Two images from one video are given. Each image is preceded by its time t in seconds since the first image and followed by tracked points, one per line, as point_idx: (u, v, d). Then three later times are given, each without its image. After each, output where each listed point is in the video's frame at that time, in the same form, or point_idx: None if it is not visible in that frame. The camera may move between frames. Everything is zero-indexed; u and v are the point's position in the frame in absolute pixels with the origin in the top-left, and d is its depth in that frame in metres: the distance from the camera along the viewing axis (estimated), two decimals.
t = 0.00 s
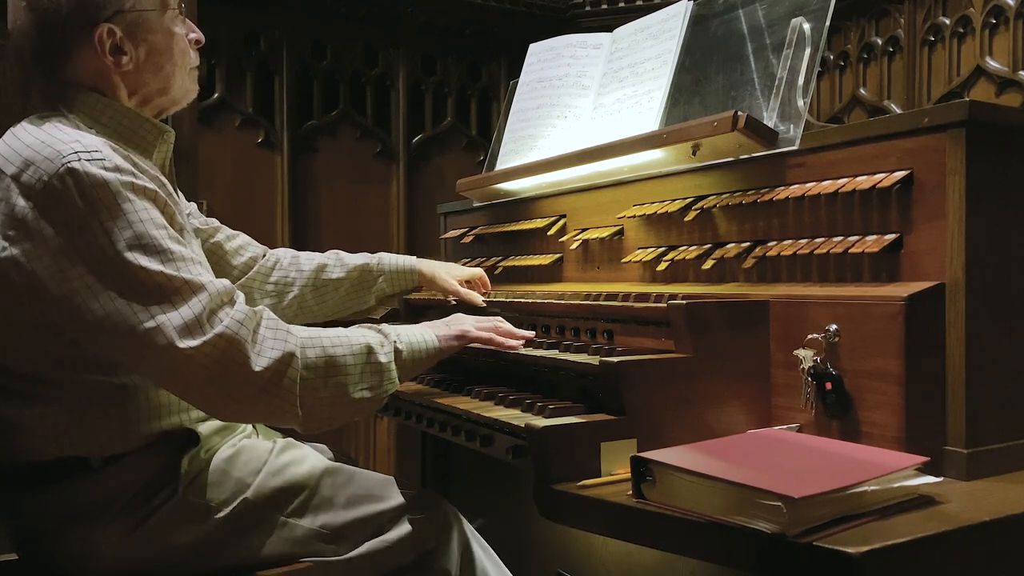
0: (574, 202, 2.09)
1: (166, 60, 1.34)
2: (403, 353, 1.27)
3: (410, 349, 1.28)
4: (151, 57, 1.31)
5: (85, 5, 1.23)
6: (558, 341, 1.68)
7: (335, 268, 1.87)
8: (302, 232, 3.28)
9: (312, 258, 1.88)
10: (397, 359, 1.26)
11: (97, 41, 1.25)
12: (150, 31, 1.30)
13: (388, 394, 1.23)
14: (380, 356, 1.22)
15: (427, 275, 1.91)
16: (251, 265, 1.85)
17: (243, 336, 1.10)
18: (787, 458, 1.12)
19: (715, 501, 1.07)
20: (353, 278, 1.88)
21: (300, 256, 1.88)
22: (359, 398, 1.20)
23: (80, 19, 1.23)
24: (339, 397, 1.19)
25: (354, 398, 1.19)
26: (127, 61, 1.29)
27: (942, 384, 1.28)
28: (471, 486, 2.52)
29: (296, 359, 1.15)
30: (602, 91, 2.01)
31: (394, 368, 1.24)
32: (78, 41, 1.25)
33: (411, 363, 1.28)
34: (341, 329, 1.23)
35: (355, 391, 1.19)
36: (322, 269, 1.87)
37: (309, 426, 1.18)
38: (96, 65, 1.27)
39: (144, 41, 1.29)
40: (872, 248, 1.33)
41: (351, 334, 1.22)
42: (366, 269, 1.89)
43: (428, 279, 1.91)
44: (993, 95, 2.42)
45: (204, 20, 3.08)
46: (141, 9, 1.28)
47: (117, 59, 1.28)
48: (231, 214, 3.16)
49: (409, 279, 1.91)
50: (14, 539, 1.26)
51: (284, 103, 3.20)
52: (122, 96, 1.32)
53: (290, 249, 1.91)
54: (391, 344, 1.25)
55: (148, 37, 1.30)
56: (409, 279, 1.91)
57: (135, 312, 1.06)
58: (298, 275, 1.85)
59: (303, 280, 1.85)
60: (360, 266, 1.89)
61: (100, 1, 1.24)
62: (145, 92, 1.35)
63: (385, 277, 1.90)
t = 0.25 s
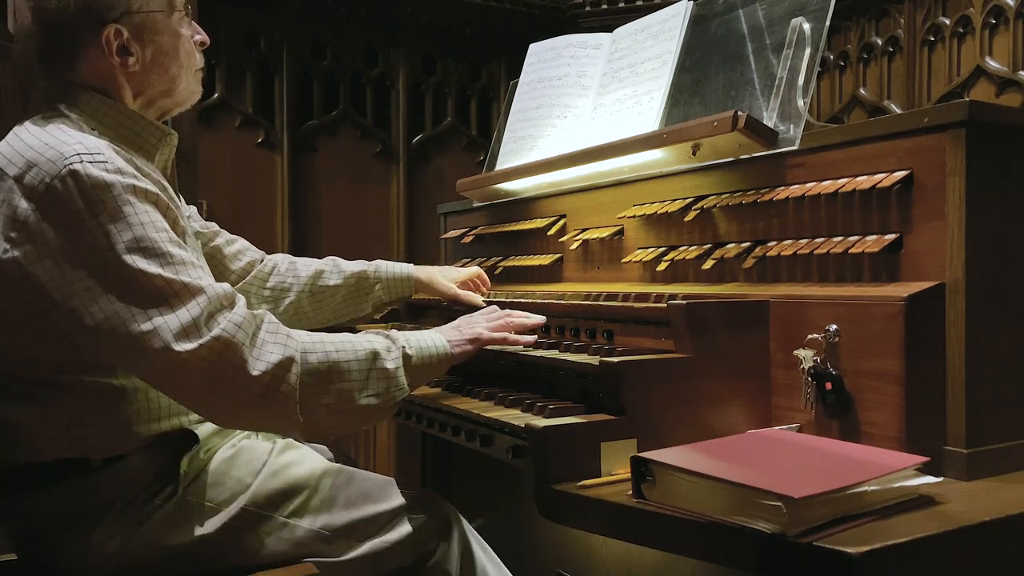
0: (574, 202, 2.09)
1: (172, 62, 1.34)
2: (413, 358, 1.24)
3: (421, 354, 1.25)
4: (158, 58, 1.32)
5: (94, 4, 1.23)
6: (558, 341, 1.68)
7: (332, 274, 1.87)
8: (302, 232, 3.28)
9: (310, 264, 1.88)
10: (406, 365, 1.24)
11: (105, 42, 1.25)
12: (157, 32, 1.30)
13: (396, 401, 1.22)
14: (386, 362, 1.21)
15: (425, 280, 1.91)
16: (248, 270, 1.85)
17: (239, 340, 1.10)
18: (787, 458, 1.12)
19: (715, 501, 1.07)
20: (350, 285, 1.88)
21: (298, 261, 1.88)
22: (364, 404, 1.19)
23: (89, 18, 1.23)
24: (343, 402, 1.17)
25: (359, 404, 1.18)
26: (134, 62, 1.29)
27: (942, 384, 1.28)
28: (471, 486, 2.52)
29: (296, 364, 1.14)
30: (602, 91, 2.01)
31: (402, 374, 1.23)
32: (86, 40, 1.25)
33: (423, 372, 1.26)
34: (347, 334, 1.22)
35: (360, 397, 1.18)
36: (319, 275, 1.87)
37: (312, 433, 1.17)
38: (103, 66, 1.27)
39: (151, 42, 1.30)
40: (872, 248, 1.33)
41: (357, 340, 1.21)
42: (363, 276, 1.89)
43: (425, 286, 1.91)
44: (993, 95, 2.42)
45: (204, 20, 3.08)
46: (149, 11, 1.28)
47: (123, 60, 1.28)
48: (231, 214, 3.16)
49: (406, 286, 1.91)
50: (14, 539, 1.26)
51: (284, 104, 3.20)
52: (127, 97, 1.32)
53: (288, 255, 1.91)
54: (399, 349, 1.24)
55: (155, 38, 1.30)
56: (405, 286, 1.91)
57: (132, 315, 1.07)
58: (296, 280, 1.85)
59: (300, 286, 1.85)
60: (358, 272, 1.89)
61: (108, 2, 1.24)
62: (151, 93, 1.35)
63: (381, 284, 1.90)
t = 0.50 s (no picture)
0: (574, 202, 2.09)
1: (172, 62, 1.34)
2: (409, 361, 1.24)
3: (418, 358, 1.25)
4: (158, 59, 1.32)
5: (94, 4, 1.22)
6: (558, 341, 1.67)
7: (332, 276, 1.88)
8: (302, 232, 3.28)
9: (310, 266, 1.88)
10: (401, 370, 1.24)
11: (105, 43, 1.25)
12: (157, 33, 1.30)
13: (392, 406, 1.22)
14: (382, 367, 1.22)
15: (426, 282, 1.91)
16: (249, 271, 1.85)
17: (230, 345, 1.09)
18: (787, 458, 1.12)
19: (714, 501, 1.07)
20: (350, 286, 1.88)
21: (298, 263, 1.89)
22: (359, 409, 1.19)
23: (88, 19, 1.23)
24: (336, 408, 1.17)
25: (353, 410, 1.18)
26: (135, 63, 1.29)
27: (942, 383, 1.28)
28: (471, 485, 2.52)
29: (286, 369, 1.14)
30: (602, 92, 2.01)
31: (398, 378, 1.23)
32: (86, 41, 1.24)
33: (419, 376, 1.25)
34: (342, 339, 1.23)
35: (355, 402, 1.19)
36: (319, 276, 1.87)
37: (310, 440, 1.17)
38: (103, 67, 1.27)
39: (151, 43, 1.29)
40: (872, 248, 1.33)
41: (352, 345, 1.21)
42: (363, 278, 1.90)
43: (425, 287, 1.91)
44: (993, 95, 2.42)
45: (204, 20, 3.08)
46: (149, 11, 1.28)
47: (124, 60, 1.28)
48: (231, 213, 3.16)
49: (405, 288, 1.91)
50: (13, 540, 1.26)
51: (283, 103, 3.20)
52: (126, 96, 1.32)
53: (288, 257, 1.91)
54: (394, 352, 1.24)
55: (156, 38, 1.30)
56: (405, 288, 1.91)
57: (122, 318, 1.06)
58: (296, 281, 1.86)
59: (301, 287, 1.85)
60: (358, 274, 1.89)
61: (109, 2, 1.23)
62: (151, 93, 1.35)
63: (381, 285, 1.90)
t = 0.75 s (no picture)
0: (574, 202, 2.09)
1: (180, 64, 1.35)
2: (417, 357, 1.22)
3: (425, 353, 1.23)
4: (166, 60, 1.32)
5: (104, 7, 1.22)
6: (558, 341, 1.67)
7: (338, 277, 1.87)
8: (302, 232, 3.28)
9: (316, 267, 1.88)
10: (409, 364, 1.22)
11: (115, 43, 1.25)
12: (167, 35, 1.31)
13: (399, 400, 1.21)
14: (388, 361, 1.20)
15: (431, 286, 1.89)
16: (255, 270, 1.85)
17: (235, 334, 1.08)
18: (787, 458, 1.12)
19: (714, 501, 1.07)
20: (356, 287, 1.87)
21: (305, 263, 1.88)
22: (367, 403, 1.18)
23: (100, 20, 1.23)
24: (344, 402, 1.16)
25: (360, 403, 1.17)
26: (143, 65, 1.30)
27: (942, 384, 1.28)
28: (471, 485, 2.52)
29: (292, 360, 1.13)
30: (602, 92, 2.01)
31: (405, 372, 1.21)
32: (96, 43, 1.25)
33: (427, 371, 1.23)
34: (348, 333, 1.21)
35: (362, 396, 1.17)
36: (325, 277, 1.87)
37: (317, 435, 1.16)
38: (113, 67, 1.27)
39: (160, 44, 1.30)
40: (873, 248, 1.33)
41: (358, 338, 1.20)
42: (370, 279, 1.88)
43: (431, 289, 1.89)
44: (993, 95, 2.42)
45: (204, 20, 3.08)
46: (159, 14, 1.28)
47: (133, 61, 1.28)
48: (231, 213, 3.16)
49: (412, 290, 1.89)
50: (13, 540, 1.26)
51: (283, 103, 3.20)
52: (135, 97, 1.33)
53: (295, 256, 1.91)
54: (401, 346, 1.22)
55: (164, 40, 1.30)
56: (412, 290, 1.89)
57: (129, 310, 1.06)
58: (302, 283, 1.86)
59: (306, 288, 1.85)
60: (364, 275, 1.88)
61: (120, 3, 1.23)
62: (159, 94, 1.36)
63: (387, 287, 1.89)
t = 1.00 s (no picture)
0: (574, 202, 2.09)
1: (184, 60, 1.34)
2: (429, 337, 1.23)
3: (437, 334, 1.24)
4: (170, 56, 1.32)
5: (105, 5, 1.22)
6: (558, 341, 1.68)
7: (343, 273, 1.87)
8: (302, 231, 3.28)
9: (320, 265, 1.88)
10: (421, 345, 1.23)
11: (118, 41, 1.25)
12: (170, 32, 1.30)
13: (412, 379, 1.20)
14: (402, 339, 1.20)
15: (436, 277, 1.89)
16: (260, 268, 1.86)
17: (246, 310, 1.06)
18: (787, 458, 1.12)
19: (714, 501, 1.07)
20: (361, 282, 1.87)
21: (309, 261, 1.88)
22: (382, 381, 1.17)
23: (103, 18, 1.23)
24: (359, 380, 1.15)
25: (375, 380, 1.16)
26: (147, 61, 1.29)
27: (942, 384, 1.28)
28: (471, 485, 2.52)
29: (307, 336, 1.11)
30: (602, 91, 2.01)
31: (418, 351, 1.21)
32: (98, 41, 1.25)
33: (438, 353, 1.24)
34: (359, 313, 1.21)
35: (376, 373, 1.17)
36: (329, 274, 1.87)
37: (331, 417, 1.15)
38: (116, 66, 1.27)
39: (164, 41, 1.30)
40: (872, 248, 1.33)
41: (370, 318, 1.20)
42: (374, 273, 1.89)
43: (437, 282, 1.89)
44: (993, 95, 2.42)
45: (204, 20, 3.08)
46: (160, 10, 1.28)
47: (136, 59, 1.28)
48: (231, 213, 3.16)
49: (417, 284, 1.90)
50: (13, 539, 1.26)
51: (283, 103, 3.20)
52: (140, 94, 1.32)
53: (299, 256, 1.92)
54: (413, 327, 1.23)
55: (167, 36, 1.30)
56: (417, 284, 1.90)
57: (139, 292, 1.04)
58: (308, 279, 1.85)
59: (310, 286, 1.85)
60: (368, 271, 1.88)
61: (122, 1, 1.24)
62: (164, 91, 1.35)
63: (392, 282, 1.89)
